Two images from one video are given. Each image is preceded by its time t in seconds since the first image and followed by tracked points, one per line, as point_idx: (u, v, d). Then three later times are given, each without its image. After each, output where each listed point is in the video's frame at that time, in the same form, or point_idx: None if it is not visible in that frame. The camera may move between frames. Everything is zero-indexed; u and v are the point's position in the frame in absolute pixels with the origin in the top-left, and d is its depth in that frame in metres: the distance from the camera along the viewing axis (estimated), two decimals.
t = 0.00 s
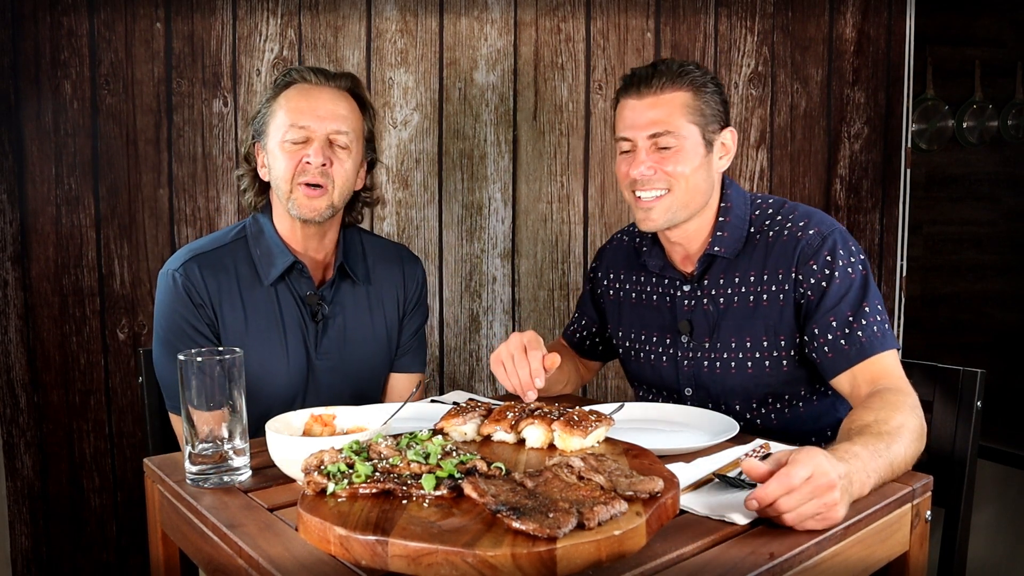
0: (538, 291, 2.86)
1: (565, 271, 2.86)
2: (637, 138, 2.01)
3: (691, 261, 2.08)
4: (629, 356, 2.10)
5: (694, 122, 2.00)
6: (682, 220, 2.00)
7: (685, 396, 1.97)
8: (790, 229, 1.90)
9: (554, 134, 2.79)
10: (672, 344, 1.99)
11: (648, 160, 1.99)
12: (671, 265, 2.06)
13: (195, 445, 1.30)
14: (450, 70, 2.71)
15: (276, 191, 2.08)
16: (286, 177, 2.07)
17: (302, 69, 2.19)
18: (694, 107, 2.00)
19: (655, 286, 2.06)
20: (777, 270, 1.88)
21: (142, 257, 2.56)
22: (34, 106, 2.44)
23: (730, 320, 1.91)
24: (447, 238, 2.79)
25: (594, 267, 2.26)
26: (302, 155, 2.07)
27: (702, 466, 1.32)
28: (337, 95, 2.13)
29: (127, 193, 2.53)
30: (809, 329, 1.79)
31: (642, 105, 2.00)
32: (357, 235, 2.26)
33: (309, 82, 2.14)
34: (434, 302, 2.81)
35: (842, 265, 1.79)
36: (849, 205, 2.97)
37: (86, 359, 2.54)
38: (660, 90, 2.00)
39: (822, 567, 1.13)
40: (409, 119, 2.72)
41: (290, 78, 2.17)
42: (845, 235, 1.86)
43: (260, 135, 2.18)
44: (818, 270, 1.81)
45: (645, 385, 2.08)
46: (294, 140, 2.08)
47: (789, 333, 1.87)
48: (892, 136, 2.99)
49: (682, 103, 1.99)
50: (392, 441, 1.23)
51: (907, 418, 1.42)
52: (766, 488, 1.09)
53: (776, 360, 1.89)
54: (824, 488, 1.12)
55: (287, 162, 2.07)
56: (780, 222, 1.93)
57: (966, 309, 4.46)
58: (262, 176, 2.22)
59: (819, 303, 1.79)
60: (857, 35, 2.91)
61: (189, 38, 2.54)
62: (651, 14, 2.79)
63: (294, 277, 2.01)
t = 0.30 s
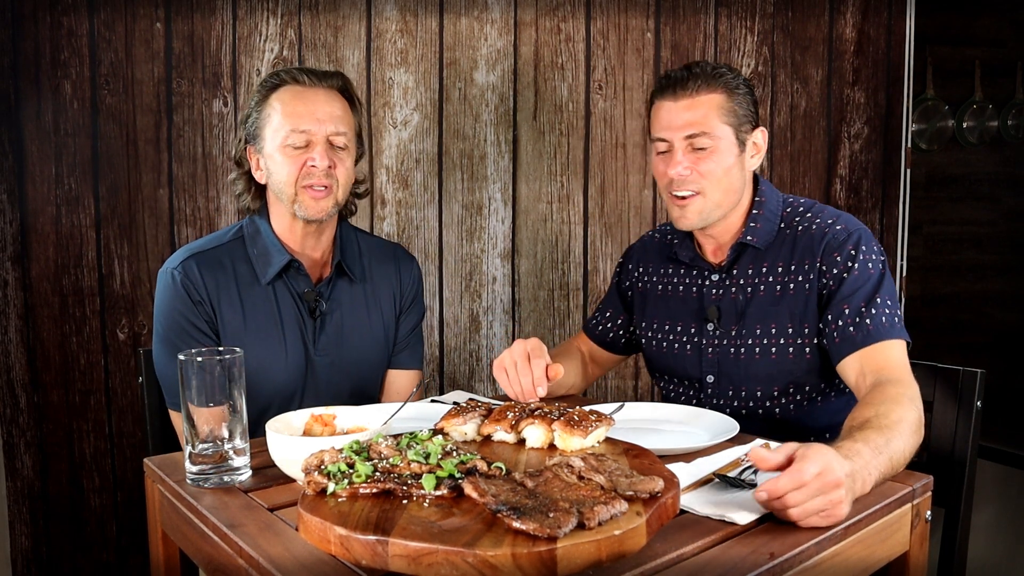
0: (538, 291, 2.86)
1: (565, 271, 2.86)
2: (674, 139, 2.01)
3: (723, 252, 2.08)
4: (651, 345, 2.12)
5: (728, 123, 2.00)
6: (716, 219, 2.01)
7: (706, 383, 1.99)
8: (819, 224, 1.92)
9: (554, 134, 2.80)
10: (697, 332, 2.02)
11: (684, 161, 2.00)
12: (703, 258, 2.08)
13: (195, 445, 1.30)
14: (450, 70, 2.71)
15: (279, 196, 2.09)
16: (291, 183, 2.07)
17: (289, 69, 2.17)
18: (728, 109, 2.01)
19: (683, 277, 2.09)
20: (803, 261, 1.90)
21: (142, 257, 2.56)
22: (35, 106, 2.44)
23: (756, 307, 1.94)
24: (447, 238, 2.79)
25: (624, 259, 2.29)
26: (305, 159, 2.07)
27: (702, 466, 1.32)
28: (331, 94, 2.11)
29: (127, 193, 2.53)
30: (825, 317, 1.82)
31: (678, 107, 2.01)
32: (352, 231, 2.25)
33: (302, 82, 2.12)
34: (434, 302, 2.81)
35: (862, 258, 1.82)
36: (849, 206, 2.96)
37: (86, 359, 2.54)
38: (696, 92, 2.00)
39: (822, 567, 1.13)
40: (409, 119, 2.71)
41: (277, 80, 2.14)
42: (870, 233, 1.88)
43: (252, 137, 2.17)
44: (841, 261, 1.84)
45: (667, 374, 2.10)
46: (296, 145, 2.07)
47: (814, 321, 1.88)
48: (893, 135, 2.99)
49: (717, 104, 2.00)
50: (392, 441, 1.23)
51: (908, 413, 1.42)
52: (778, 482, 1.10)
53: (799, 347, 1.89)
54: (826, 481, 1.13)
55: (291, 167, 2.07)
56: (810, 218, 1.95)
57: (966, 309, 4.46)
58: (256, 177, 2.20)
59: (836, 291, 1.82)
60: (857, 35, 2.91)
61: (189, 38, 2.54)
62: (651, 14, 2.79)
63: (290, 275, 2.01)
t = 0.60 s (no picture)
0: (538, 291, 2.86)
1: (565, 271, 2.86)
2: (696, 142, 2.02)
3: (746, 249, 2.09)
4: (672, 341, 2.13)
5: (747, 124, 2.01)
6: (739, 217, 2.02)
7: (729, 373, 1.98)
8: (842, 221, 1.95)
9: (554, 134, 2.80)
10: (719, 325, 2.02)
11: (708, 163, 2.00)
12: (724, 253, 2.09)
13: (195, 445, 1.30)
14: (450, 70, 2.71)
15: (283, 201, 2.09)
16: (297, 186, 2.07)
17: (287, 69, 2.15)
18: (747, 110, 2.01)
19: (705, 273, 2.09)
20: (827, 254, 1.92)
21: (142, 257, 2.56)
22: (35, 106, 2.44)
23: (778, 298, 1.94)
24: (448, 238, 2.79)
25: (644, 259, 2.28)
26: (311, 164, 2.08)
27: (702, 466, 1.32)
28: (330, 97, 2.10)
29: (127, 194, 2.52)
30: (848, 308, 1.85)
31: (699, 112, 2.02)
32: (350, 230, 2.25)
33: (302, 84, 2.10)
34: (434, 302, 2.81)
35: (887, 254, 1.84)
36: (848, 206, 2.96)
37: (86, 359, 2.54)
38: (715, 97, 2.01)
39: (822, 567, 1.13)
40: (409, 119, 2.71)
41: (268, 83, 2.11)
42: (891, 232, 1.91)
43: (249, 139, 2.15)
44: (866, 255, 1.86)
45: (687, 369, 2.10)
46: (300, 149, 2.07)
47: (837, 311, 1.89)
48: (892, 135, 2.98)
49: (737, 107, 2.01)
50: (392, 441, 1.23)
51: (931, 393, 1.50)
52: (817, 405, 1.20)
53: (822, 336, 1.91)
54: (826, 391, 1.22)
55: (297, 171, 2.07)
56: (833, 215, 1.97)
57: (966, 309, 4.46)
58: (252, 178, 2.21)
59: (860, 285, 1.84)
60: (857, 35, 2.91)
61: (189, 38, 2.54)
62: (651, 14, 2.79)
63: (289, 275, 2.01)
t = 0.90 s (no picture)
0: (538, 291, 2.86)
1: (565, 271, 2.86)
2: (701, 142, 2.01)
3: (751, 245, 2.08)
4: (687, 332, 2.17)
5: (752, 125, 2.00)
6: (743, 217, 2.01)
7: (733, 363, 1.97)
8: (841, 212, 1.95)
9: (554, 134, 2.80)
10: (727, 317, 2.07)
11: (713, 162, 1.99)
12: (728, 249, 2.10)
13: (195, 445, 1.30)
14: (450, 70, 2.71)
15: (288, 208, 2.08)
16: (302, 194, 2.07)
17: (285, 69, 2.16)
18: (752, 111, 2.01)
19: (711, 265, 2.12)
20: (827, 247, 1.93)
21: (142, 257, 2.55)
22: (35, 106, 2.44)
23: (782, 289, 1.96)
24: (448, 238, 2.79)
25: (657, 254, 2.31)
26: (318, 171, 2.07)
27: (702, 466, 1.31)
28: (327, 99, 2.09)
29: (127, 194, 2.52)
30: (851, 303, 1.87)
31: (705, 112, 2.02)
32: (346, 231, 2.25)
33: (304, 88, 2.09)
34: (434, 302, 2.81)
35: (885, 248, 1.84)
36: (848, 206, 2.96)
37: (86, 359, 2.54)
38: (720, 98, 2.01)
39: (822, 567, 1.13)
40: (409, 119, 2.71)
41: (263, 85, 2.11)
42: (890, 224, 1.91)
43: (248, 145, 2.13)
44: (864, 249, 1.87)
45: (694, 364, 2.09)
46: (306, 156, 2.07)
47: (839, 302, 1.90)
48: (893, 135, 2.98)
49: (741, 108, 2.00)
50: (392, 441, 1.23)
51: (898, 369, 1.65)
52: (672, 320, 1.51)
53: (825, 323, 1.91)
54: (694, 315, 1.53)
55: (303, 178, 2.07)
56: (834, 207, 1.97)
57: (966, 309, 4.46)
58: (250, 185, 2.17)
59: (861, 280, 1.85)
60: (857, 35, 2.91)
61: (189, 38, 2.54)
62: (651, 14, 2.79)
63: (286, 280, 2.01)
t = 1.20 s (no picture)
0: (538, 291, 2.86)
1: (565, 271, 2.86)
2: (682, 136, 2.12)
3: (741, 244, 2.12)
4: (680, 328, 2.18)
5: (729, 125, 2.04)
6: (706, 212, 2.07)
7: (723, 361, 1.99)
8: (832, 212, 1.94)
9: (554, 134, 2.80)
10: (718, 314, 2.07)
11: (684, 156, 2.09)
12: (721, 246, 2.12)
13: (195, 445, 1.30)
14: (450, 70, 2.71)
15: (296, 216, 2.08)
16: (307, 204, 2.07)
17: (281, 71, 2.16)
18: (733, 111, 2.05)
19: (704, 262, 2.13)
20: (814, 245, 1.92)
21: (142, 257, 2.55)
22: (35, 106, 2.44)
23: (769, 286, 1.96)
24: (447, 238, 2.79)
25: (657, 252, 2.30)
26: (322, 178, 2.08)
27: (702, 466, 1.31)
28: (320, 104, 2.09)
29: (127, 193, 2.52)
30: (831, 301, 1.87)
31: (691, 108, 2.11)
32: (343, 232, 2.24)
33: (304, 94, 2.09)
34: (434, 302, 2.81)
35: (868, 250, 1.84)
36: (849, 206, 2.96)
37: (86, 359, 2.54)
38: (704, 95, 2.10)
39: (822, 568, 1.13)
40: (409, 119, 2.71)
41: (254, 97, 2.10)
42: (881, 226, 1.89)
43: (248, 156, 2.11)
44: (848, 250, 1.86)
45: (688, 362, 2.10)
46: (310, 164, 2.07)
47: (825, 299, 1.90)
48: (892, 135, 2.98)
49: (721, 107, 2.06)
50: (392, 441, 1.23)
51: (864, 369, 1.68)
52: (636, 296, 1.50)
53: (810, 321, 1.91)
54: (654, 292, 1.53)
55: (310, 187, 2.07)
56: (826, 207, 1.97)
57: (966, 309, 4.46)
58: (249, 195, 2.15)
59: (841, 280, 1.86)
60: (857, 35, 2.91)
61: (189, 38, 2.54)
62: (651, 14, 2.79)
63: (282, 284, 2.01)
